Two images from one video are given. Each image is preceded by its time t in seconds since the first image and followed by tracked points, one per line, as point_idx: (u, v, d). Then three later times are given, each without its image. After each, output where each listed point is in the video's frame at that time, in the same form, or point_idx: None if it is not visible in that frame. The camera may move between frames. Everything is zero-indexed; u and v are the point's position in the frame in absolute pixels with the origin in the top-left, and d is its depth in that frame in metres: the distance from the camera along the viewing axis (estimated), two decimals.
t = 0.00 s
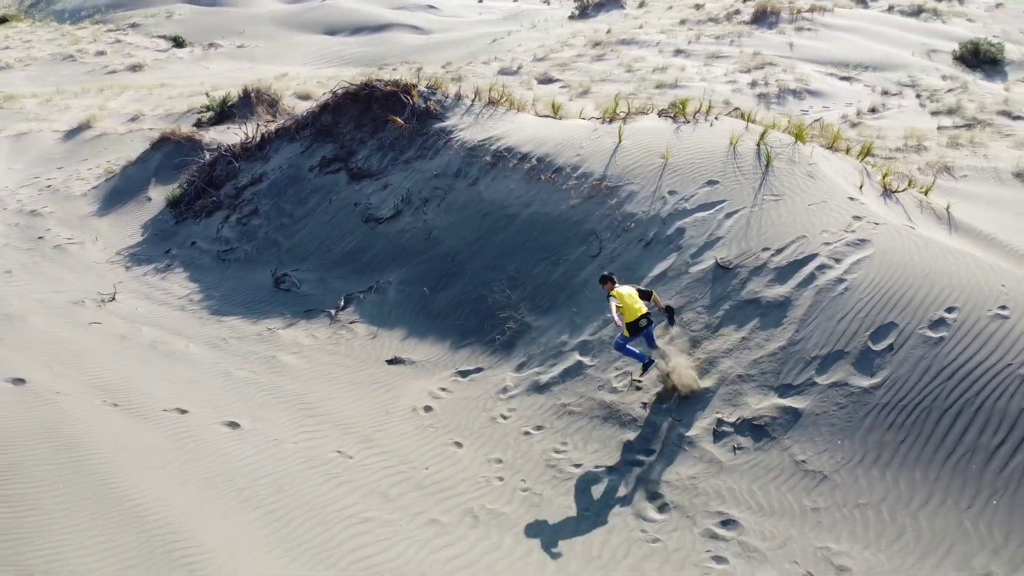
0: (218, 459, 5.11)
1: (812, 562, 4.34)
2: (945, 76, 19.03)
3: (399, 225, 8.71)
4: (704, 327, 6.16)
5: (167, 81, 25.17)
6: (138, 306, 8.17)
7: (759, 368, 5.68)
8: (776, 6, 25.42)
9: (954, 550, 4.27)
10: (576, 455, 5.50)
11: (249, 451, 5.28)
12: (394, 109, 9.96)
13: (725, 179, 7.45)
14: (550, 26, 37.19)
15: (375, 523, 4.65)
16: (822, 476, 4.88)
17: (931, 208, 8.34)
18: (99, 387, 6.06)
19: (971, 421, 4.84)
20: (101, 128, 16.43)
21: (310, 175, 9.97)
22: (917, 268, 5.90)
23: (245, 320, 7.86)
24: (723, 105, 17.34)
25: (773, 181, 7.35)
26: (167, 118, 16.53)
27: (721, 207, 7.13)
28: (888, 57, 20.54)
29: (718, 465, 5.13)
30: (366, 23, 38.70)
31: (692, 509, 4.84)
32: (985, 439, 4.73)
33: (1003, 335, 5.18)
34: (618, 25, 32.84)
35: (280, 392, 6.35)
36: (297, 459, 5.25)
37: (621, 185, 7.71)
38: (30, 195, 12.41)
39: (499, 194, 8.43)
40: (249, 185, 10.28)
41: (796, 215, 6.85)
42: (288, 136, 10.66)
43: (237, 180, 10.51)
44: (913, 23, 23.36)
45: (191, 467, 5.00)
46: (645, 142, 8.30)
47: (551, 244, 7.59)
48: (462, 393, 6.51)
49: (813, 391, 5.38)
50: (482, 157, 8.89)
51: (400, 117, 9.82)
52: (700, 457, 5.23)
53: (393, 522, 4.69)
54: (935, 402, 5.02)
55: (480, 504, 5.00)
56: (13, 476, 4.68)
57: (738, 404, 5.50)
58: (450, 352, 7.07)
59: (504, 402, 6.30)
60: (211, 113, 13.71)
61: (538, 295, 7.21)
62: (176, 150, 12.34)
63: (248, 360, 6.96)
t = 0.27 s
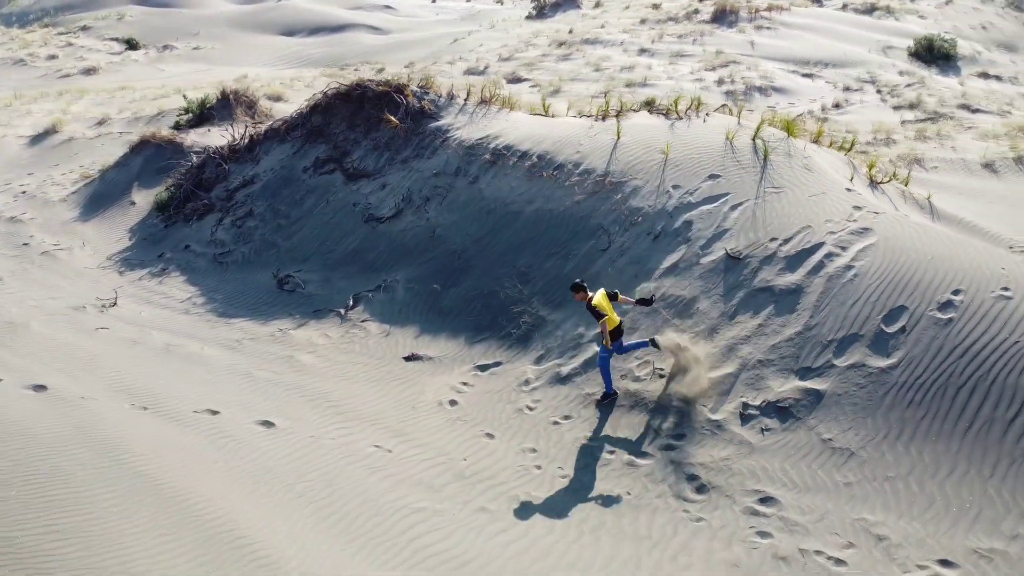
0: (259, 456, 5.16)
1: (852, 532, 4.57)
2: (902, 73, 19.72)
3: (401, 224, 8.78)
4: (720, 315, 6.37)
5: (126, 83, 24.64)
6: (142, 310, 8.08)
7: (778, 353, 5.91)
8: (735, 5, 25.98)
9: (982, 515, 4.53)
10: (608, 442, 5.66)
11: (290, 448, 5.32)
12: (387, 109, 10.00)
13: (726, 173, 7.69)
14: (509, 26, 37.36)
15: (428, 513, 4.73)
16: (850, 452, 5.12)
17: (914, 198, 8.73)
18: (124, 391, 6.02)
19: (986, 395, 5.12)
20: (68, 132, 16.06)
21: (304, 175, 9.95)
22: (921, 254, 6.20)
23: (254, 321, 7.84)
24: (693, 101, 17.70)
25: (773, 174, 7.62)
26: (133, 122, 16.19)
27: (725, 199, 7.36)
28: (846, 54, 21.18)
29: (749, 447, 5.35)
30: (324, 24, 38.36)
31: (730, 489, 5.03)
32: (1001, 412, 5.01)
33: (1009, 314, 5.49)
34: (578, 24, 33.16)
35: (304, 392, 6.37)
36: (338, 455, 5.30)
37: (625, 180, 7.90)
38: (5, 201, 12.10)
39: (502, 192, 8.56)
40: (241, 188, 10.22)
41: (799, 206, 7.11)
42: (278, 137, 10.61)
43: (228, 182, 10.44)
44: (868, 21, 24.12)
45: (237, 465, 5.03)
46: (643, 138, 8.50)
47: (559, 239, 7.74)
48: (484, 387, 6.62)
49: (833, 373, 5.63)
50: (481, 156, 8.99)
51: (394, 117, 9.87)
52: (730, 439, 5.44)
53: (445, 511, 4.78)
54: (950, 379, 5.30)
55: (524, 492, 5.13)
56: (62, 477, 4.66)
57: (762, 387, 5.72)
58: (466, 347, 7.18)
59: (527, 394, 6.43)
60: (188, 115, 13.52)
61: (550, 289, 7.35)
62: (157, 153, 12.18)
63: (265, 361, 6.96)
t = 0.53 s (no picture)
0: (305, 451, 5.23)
1: (882, 502, 4.83)
2: (861, 69, 20.38)
3: (404, 222, 8.86)
4: (733, 302, 6.61)
5: (84, 86, 24.07)
6: (147, 313, 8.02)
7: (792, 337, 6.17)
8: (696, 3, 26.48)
9: (1001, 481, 4.84)
10: (636, 426, 5.85)
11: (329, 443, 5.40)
12: (381, 108, 10.07)
13: (725, 166, 7.95)
14: (470, 26, 37.43)
15: (478, 499, 4.86)
16: (871, 427, 5.40)
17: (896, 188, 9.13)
18: (151, 391, 6.02)
19: (994, 369, 5.44)
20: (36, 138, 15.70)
21: (299, 175, 9.96)
22: (921, 240, 6.53)
23: (263, 321, 7.84)
24: (664, 98, 18.03)
25: (770, 166, 7.90)
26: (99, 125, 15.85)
27: (727, 191, 7.61)
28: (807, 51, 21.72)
29: (774, 426, 5.58)
30: (282, 24, 37.93)
31: (761, 466, 5.26)
32: (1009, 384, 5.34)
33: (1009, 293, 5.84)
34: (540, 23, 33.40)
35: (329, 388, 6.43)
36: (379, 448, 5.41)
37: (627, 175, 8.10)
38: None
39: (504, 188, 8.70)
40: (234, 189, 10.17)
41: (799, 196, 7.40)
42: (269, 138, 10.58)
43: (220, 184, 10.37)
44: (824, 19, 24.82)
45: (283, 459, 5.09)
46: (640, 134, 8.72)
47: (565, 234, 7.91)
48: (505, 378, 6.75)
49: (847, 353, 5.91)
50: (480, 153, 9.12)
51: (389, 116, 9.93)
52: (755, 420, 5.67)
53: (493, 497, 4.92)
54: (958, 356, 5.61)
55: (564, 476, 5.28)
56: (113, 472, 4.66)
57: (780, 370, 5.98)
58: (481, 341, 7.31)
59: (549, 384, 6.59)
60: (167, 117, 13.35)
61: (561, 282, 7.52)
62: (139, 155, 12.01)
63: (284, 359, 6.99)
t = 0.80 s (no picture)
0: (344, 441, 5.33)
1: (902, 472, 5.12)
2: (822, 65, 20.98)
3: (406, 220, 8.97)
4: (740, 289, 6.86)
5: (42, 90, 23.49)
6: (153, 314, 7.99)
7: (800, 321, 6.44)
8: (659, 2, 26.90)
9: (1010, 448, 5.17)
10: (658, 410, 6.05)
11: (365, 434, 5.51)
12: (374, 107, 10.14)
13: (722, 159, 8.21)
14: (431, 25, 37.40)
15: (521, 482, 5.01)
16: (884, 403, 5.69)
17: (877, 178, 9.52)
18: (177, 390, 6.04)
19: (994, 346, 5.79)
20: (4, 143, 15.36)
21: (294, 175, 9.97)
22: (915, 226, 6.88)
23: (272, 320, 7.86)
24: (636, 95, 18.34)
25: (765, 159, 8.19)
26: (77, 130, 15.61)
27: (726, 182, 7.86)
28: (769, 48, 22.23)
29: (791, 405, 5.84)
30: (240, 25, 37.42)
31: (784, 443, 5.51)
32: (1009, 359, 5.69)
33: (1003, 274, 6.20)
34: (502, 23, 33.55)
35: (352, 383, 6.50)
36: (414, 438, 5.53)
37: (627, 169, 8.31)
38: None
39: (504, 184, 8.84)
40: (227, 189, 10.13)
41: (795, 187, 7.70)
42: (259, 138, 10.55)
43: (211, 185, 10.32)
44: (784, 17, 25.45)
45: (323, 452, 5.16)
46: (636, 129, 8.94)
47: (570, 227, 8.09)
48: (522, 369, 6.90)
49: (855, 335, 6.20)
50: (478, 150, 9.26)
51: (383, 115, 10.00)
52: (772, 400, 5.92)
53: (534, 480, 5.08)
54: (960, 334, 5.95)
55: (597, 459, 5.46)
56: (159, 467, 4.67)
57: (792, 352, 6.24)
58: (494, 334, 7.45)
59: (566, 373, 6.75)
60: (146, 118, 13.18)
61: (569, 275, 7.69)
62: (122, 158, 11.86)
63: (302, 356, 7.05)
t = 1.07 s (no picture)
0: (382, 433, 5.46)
1: (917, 443, 5.44)
2: (787, 62, 21.52)
3: (409, 217, 9.10)
4: (746, 277, 7.13)
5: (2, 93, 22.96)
6: (162, 314, 7.98)
7: (806, 305, 6.74)
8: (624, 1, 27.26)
9: (1014, 418, 5.53)
10: (677, 394, 6.28)
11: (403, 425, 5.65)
12: (369, 106, 10.22)
13: (718, 153, 8.47)
14: (394, 25, 37.30)
15: (561, 465, 5.19)
16: (892, 380, 6.01)
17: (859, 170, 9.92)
18: (206, 387, 6.08)
19: (991, 324, 6.17)
20: None
21: (291, 175, 10.01)
22: (909, 214, 7.25)
23: (283, 318, 7.92)
24: (610, 93, 18.63)
25: (759, 151, 8.48)
26: (54, 135, 15.39)
27: (724, 175, 8.14)
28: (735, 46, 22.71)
29: (805, 385, 6.12)
30: (199, 26, 36.89)
31: (802, 421, 5.79)
32: (1006, 336, 6.07)
33: (995, 257, 6.61)
34: (467, 23, 33.63)
35: (375, 377, 6.61)
36: (449, 427, 5.68)
37: (627, 164, 8.54)
38: None
39: (505, 180, 9.01)
40: (222, 190, 10.11)
41: (791, 179, 8.00)
42: (252, 138, 10.54)
43: (205, 186, 10.29)
44: (746, 15, 26.00)
45: (365, 443, 5.29)
46: (632, 125, 9.16)
47: (574, 222, 8.30)
48: (538, 359, 7.08)
49: (859, 317, 6.52)
50: (477, 147, 9.41)
51: (379, 113, 10.09)
52: (786, 380, 6.20)
53: (572, 462, 5.27)
54: (959, 313, 6.31)
55: (627, 441, 5.66)
56: (211, 459, 4.74)
57: (801, 335, 6.52)
58: (507, 326, 7.62)
59: (582, 361, 6.94)
60: (127, 120, 13.03)
61: (576, 267, 7.89)
62: (108, 160, 11.74)
63: (321, 351, 7.14)
